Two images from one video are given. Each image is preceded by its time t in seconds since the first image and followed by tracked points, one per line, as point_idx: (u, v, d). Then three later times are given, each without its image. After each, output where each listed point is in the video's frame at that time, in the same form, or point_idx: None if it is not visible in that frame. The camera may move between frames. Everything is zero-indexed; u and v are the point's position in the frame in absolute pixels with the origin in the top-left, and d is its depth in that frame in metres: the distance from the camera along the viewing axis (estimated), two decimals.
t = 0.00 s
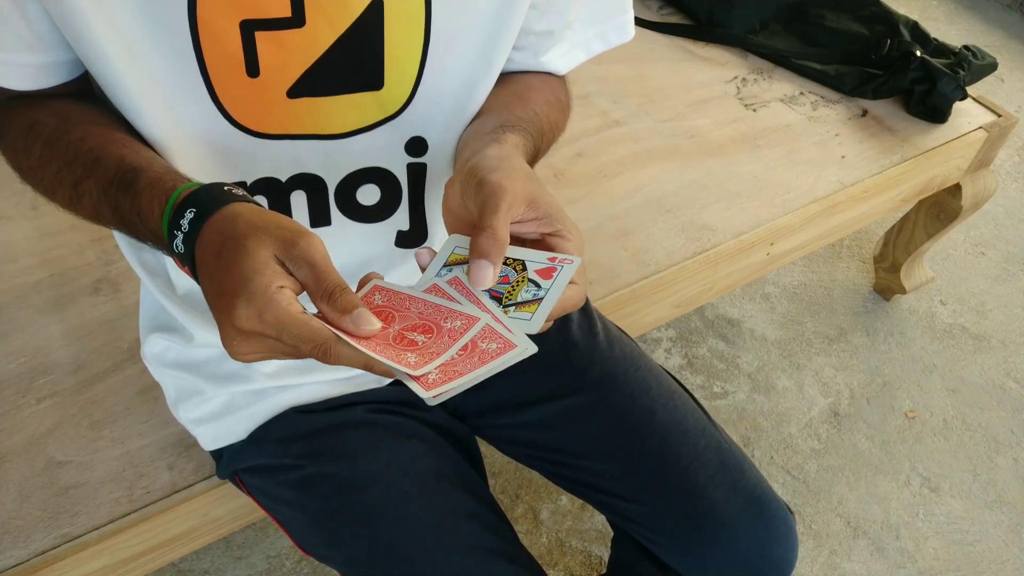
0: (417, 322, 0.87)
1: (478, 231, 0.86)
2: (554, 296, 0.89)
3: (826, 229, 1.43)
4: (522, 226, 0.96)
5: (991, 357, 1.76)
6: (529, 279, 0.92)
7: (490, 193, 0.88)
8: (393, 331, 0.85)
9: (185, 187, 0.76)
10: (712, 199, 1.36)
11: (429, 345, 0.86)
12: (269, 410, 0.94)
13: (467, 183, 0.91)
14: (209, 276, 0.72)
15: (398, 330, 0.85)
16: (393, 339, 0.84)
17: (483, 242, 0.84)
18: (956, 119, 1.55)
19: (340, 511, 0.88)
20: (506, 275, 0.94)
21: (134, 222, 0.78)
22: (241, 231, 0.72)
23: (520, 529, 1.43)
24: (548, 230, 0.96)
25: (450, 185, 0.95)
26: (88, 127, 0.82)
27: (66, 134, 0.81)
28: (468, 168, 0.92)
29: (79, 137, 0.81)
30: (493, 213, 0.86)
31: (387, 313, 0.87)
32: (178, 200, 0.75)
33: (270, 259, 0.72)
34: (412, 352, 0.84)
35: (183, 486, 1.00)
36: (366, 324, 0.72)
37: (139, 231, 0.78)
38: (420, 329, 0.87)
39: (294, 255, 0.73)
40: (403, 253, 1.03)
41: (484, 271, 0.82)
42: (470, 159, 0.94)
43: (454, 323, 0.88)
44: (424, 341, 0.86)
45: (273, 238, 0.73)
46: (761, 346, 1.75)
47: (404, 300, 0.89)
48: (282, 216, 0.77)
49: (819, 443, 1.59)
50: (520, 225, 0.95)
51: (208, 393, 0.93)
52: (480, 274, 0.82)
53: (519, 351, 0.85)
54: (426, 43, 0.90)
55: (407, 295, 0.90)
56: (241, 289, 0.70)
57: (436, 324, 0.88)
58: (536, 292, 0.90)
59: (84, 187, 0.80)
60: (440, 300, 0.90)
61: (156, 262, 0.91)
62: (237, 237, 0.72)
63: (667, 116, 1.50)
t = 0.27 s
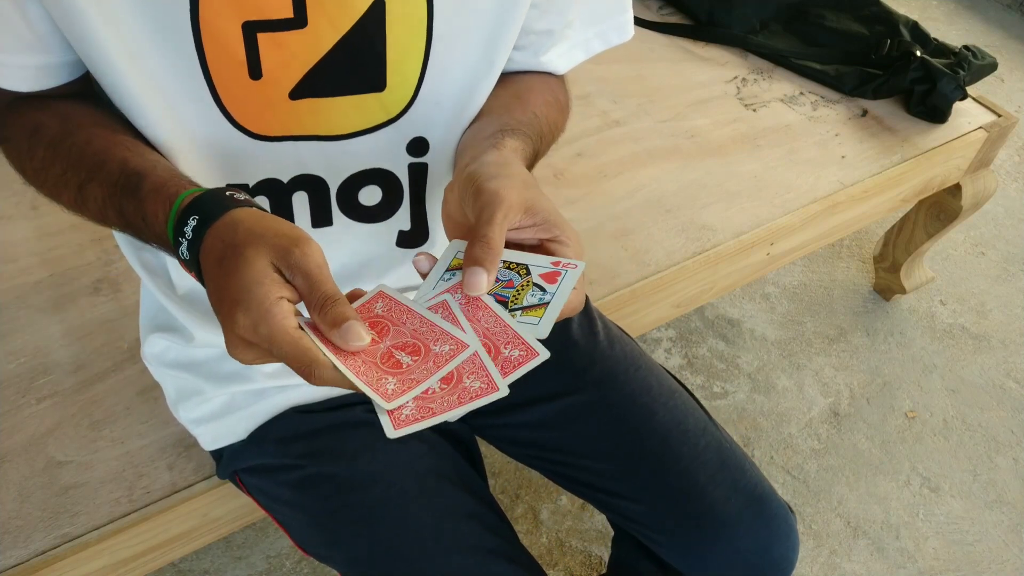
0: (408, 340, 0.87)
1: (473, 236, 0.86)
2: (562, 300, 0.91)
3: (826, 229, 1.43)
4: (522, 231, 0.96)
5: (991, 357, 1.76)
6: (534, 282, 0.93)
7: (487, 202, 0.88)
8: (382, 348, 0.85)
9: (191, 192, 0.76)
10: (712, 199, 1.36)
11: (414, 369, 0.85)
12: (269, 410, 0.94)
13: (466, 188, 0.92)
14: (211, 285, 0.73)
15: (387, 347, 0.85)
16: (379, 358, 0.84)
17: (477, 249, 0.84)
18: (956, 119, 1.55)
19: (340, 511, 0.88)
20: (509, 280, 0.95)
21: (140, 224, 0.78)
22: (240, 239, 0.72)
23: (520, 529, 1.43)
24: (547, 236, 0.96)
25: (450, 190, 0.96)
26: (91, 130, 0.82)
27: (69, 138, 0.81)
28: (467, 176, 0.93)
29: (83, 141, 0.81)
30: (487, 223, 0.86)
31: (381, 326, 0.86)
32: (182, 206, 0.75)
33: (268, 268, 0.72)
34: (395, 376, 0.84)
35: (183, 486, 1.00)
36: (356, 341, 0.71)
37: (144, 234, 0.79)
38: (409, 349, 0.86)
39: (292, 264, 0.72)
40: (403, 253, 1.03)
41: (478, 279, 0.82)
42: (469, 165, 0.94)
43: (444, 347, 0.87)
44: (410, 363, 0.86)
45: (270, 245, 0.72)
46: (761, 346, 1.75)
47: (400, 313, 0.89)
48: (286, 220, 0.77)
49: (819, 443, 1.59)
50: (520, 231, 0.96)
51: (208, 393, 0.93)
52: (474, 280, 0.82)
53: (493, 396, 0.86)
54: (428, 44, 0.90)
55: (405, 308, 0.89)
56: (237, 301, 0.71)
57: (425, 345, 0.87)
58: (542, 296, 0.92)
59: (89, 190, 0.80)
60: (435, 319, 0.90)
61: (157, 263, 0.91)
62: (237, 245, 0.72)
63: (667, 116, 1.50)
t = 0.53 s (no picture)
0: (392, 359, 0.86)
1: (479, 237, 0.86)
2: (567, 299, 0.93)
3: (826, 229, 1.43)
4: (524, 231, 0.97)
5: (991, 357, 1.76)
6: (538, 282, 0.95)
7: (488, 203, 0.88)
8: (363, 364, 0.84)
9: (196, 193, 0.77)
10: (712, 199, 1.36)
11: (389, 391, 0.84)
12: (269, 411, 0.95)
13: (467, 189, 0.92)
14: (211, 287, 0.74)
15: (369, 363, 0.85)
16: (357, 374, 0.83)
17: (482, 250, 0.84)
18: (956, 119, 1.55)
19: (340, 511, 0.88)
20: (513, 279, 0.97)
21: (146, 225, 0.79)
22: (237, 241, 0.73)
23: (520, 529, 1.43)
24: (549, 236, 0.96)
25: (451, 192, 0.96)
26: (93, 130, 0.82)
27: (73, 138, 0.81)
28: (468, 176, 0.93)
29: (86, 141, 0.81)
30: (490, 222, 0.86)
31: (370, 338, 0.87)
32: (187, 207, 0.75)
33: (261, 273, 0.72)
34: (367, 396, 0.83)
35: (183, 486, 1.00)
36: (337, 353, 0.70)
37: (152, 235, 0.80)
38: (390, 369, 0.85)
39: (284, 270, 0.72)
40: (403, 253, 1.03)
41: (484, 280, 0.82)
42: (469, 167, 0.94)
43: (424, 373, 0.86)
44: (387, 383, 0.84)
45: (265, 251, 0.72)
46: (761, 346, 1.75)
47: (393, 327, 0.88)
48: (288, 225, 0.76)
49: (819, 443, 1.59)
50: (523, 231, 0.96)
51: (209, 393, 0.93)
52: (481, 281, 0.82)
53: (454, 439, 0.83)
54: (429, 45, 0.90)
55: (399, 323, 0.89)
56: (227, 303, 0.71)
57: (406, 366, 0.86)
58: (547, 296, 0.94)
59: (95, 192, 0.81)
60: (424, 341, 0.88)
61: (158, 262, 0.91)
62: (234, 248, 0.72)
63: (667, 116, 1.50)
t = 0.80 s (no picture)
0: (385, 368, 0.86)
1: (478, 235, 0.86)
2: (567, 300, 0.93)
3: (826, 229, 1.43)
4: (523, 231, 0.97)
5: (991, 357, 1.76)
6: (538, 281, 0.95)
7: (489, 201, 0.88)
8: (355, 370, 0.85)
9: (198, 193, 0.77)
10: (712, 199, 1.36)
11: (378, 404, 0.84)
12: (269, 410, 0.95)
13: (468, 189, 0.92)
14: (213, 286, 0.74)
15: (361, 370, 0.85)
16: (349, 380, 0.84)
17: (483, 248, 0.84)
18: (956, 119, 1.55)
19: (340, 511, 0.88)
20: (513, 278, 0.97)
21: (148, 226, 0.79)
22: (237, 242, 0.73)
23: (520, 529, 1.42)
24: (549, 236, 0.96)
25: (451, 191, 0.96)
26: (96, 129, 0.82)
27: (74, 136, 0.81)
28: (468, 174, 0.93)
29: (88, 140, 0.81)
30: (490, 220, 0.86)
31: (365, 342, 0.87)
32: (189, 208, 0.75)
33: (258, 274, 0.73)
34: (356, 407, 0.83)
35: (183, 486, 1.00)
36: (327, 358, 0.70)
37: (153, 235, 0.80)
38: (382, 379, 0.85)
39: (281, 272, 0.72)
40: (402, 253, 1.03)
41: (484, 278, 0.82)
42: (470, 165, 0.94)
43: (415, 387, 0.85)
44: (377, 394, 0.84)
45: (262, 252, 0.73)
46: (761, 346, 1.75)
47: (389, 332, 0.88)
48: (289, 225, 0.76)
49: (819, 443, 1.59)
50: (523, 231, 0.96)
51: (209, 393, 0.93)
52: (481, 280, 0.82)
53: (441, 466, 0.84)
54: (429, 45, 0.90)
55: (395, 328, 0.89)
56: (226, 304, 0.72)
57: (398, 377, 0.86)
58: (547, 296, 0.94)
59: (97, 192, 0.81)
60: (419, 351, 0.88)
61: (158, 262, 0.91)
62: (234, 248, 0.73)
63: (667, 116, 1.50)
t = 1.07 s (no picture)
0: (386, 364, 0.86)
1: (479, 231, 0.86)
2: (569, 296, 0.94)
3: (826, 229, 1.43)
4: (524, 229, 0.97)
5: (991, 357, 1.76)
6: (540, 278, 0.95)
7: (491, 199, 0.88)
8: (356, 366, 0.84)
9: (199, 193, 0.76)
10: (712, 199, 1.36)
11: (380, 399, 0.84)
12: (269, 410, 0.95)
13: (469, 186, 0.92)
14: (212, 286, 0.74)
15: (362, 366, 0.85)
16: (350, 376, 0.83)
17: (485, 244, 0.85)
18: (956, 119, 1.55)
19: (340, 511, 0.88)
20: (515, 274, 0.97)
21: (149, 225, 0.79)
22: (236, 242, 0.73)
23: (520, 529, 1.42)
24: (550, 233, 0.96)
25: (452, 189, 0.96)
26: (98, 129, 0.82)
27: (75, 137, 0.81)
28: (469, 171, 0.93)
29: (89, 141, 0.81)
30: (493, 216, 0.86)
31: (365, 339, 0.87)
32: (189, 208, 0.75)
33: (257, 274, 0.73)
34: (358, 402, 0.83)
35: (183, 486, 1.00)
36: (327, 354, 0.70)
37: (154, 235, 0.80)
38: (383, 374, 0.85)
39: (280, 271, 0.72)
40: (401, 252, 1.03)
41: (486, 275, 0.83)
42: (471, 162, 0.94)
43: (416, 381, 0.85)
44: (379, 389, 0.84)
45: (261, 251, 0.73)
46: (761, 346, 1.75)
47: (389, 329, 0.88)
48: (288, 224, 0.76)
49: (819, 443, 1.59)
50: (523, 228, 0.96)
51: (209, 393, 0.93)
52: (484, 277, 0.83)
53: (442, 460, 0.85)
54: (430, 44, 0.90)
55: (396, 325, 0.89)
56: (225, 304, 0.72)
57: (398, 373, 0.86)
58: (550, 292, 0.94)
59: (98, 192, 0.81)
60: (419, 347, 0.88)
61: (158, 261, 0.92)
62: (233, 248, 0.73)
63: (667, 116, 1.50)
